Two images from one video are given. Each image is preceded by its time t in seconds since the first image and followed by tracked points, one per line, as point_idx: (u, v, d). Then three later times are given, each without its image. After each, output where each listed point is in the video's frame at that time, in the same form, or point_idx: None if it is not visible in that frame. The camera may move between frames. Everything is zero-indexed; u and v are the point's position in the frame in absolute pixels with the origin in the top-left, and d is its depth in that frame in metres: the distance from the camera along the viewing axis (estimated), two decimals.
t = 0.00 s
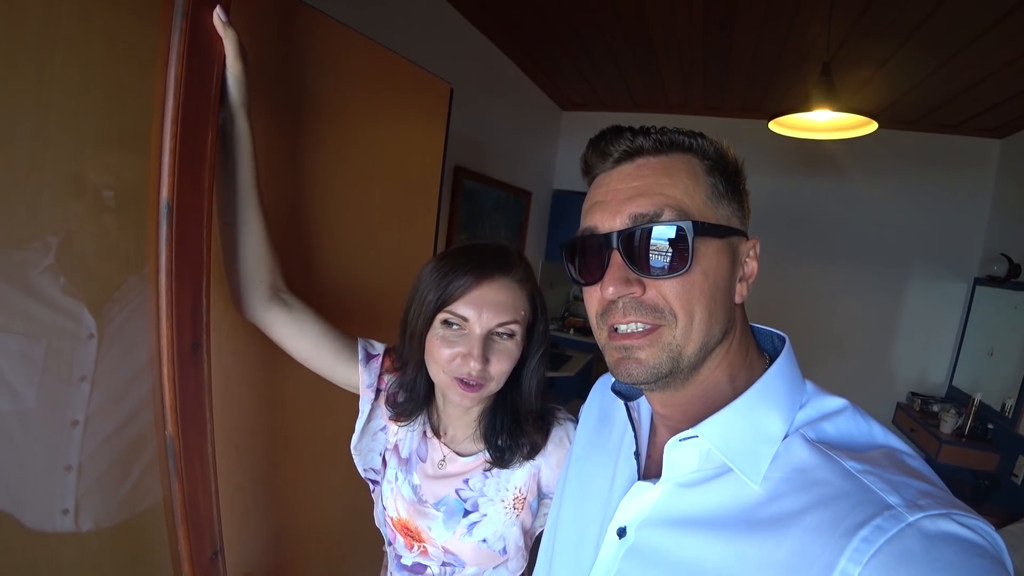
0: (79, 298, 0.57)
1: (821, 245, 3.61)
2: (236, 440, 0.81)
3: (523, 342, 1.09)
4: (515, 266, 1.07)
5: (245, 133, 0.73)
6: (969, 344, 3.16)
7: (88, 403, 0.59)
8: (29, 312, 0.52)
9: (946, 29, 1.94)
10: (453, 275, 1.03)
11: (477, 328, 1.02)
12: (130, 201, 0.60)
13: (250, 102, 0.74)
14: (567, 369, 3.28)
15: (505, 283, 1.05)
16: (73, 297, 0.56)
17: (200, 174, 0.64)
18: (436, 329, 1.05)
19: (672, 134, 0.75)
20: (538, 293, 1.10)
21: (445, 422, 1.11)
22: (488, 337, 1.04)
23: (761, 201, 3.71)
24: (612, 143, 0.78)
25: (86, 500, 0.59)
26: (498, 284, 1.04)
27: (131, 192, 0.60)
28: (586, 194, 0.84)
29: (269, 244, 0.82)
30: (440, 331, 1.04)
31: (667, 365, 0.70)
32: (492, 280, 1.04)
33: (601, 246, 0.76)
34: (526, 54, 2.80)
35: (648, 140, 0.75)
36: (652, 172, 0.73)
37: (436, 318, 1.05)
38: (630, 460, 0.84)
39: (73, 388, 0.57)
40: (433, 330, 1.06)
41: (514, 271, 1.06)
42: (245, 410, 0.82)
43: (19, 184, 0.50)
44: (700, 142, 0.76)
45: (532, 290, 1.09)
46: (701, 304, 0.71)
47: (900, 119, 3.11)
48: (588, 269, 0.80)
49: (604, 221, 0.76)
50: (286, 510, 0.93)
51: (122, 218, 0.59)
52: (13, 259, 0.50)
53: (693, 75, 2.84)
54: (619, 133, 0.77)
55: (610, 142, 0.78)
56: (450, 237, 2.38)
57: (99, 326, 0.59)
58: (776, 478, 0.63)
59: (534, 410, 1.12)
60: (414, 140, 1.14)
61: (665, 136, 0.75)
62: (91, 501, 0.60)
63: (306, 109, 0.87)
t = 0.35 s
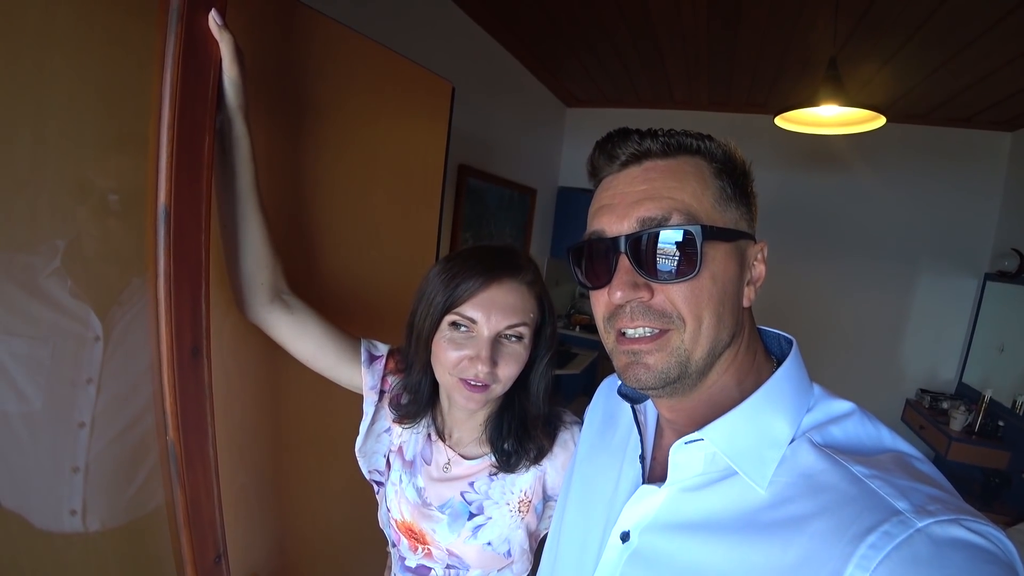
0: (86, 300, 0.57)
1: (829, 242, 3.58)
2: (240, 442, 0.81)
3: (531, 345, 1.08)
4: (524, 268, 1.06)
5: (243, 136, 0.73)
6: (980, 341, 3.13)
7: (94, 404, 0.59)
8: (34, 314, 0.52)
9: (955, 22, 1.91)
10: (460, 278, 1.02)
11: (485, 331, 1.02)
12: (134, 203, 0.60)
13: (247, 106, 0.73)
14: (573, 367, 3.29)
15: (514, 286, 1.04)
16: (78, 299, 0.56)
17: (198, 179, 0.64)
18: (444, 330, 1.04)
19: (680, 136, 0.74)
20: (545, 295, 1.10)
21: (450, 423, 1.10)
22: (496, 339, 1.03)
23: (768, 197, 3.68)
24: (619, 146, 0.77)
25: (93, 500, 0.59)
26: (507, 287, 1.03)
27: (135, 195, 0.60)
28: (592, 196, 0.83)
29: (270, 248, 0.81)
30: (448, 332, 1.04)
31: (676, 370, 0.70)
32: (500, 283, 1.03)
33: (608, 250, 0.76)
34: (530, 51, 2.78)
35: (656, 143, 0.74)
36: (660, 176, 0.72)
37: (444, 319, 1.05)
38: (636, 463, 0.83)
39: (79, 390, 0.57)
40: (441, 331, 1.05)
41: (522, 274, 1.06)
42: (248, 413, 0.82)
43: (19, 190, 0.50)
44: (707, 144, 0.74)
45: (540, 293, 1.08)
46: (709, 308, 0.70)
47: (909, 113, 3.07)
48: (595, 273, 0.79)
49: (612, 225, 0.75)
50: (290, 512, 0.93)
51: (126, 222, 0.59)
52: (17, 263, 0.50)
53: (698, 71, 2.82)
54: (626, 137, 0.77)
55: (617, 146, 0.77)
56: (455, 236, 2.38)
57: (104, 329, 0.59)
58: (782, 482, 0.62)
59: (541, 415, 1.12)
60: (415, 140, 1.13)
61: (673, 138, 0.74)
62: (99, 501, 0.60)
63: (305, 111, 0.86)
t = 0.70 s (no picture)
0: (88, 299, 0.56)
1: (832, 235, 3.56)
2: (240, 443, 0.80)
3: (535, 346, 1.07)
4: (528, 267, 1.04)
5: (239, 133, 0.72)
6: (984, 334, 3.11)
7: (96, 405, 0.58)
8: (34, 313, 0.52)
9: (961, 12, 1.89)
10: (463, 277, 1.01)
11: (487, 333, 1.01)
12: (133, 201, 0.59)
13: (243, 101, 0.72)
14: (575, 362, 3.30)
15: (517, 287, 1.03)
16: (79, 297, 0.55)
17: (193, 175, 0.62)
18: (446, 332, 1.04)
19: (688, 132, 0.73)
20: (550, 294, 1.08)
21: (455, 424, 1.10)
22: (498, 341, 1.02)
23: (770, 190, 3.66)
24: (624, 142, 0.75)
25: (96, 501, 0.58)
26: (510, 288, 1.02)
27: (132, 193, 0.59)
28: (599, 194, 0.81)
29: (269, 245, 0.80)
30: (450, 334, 1.03)
31: (686, 372, 0.69)
32: (503, 283, 1.02)
33: (616, 251, 0.74)
34: (530, 43, 2.75)
35: (663, 139, 0.73)
36: (667, 173, 0.71)
37: (446, 321, 1.04)
38: (641, 463, 0.82)
39: (80, 389, 0.56)
40: (443, 333, 1.04)
41: (526, 274, 1.04)
42: (248, 413, 0.81)
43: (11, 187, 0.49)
44: (716, 140, 0.73)
45: (544, 293, 1.07)
46: (719, 308, 0.68)
47: (914, 104, 3.05)
48: (603, 274, 0.78)
49: (619, 225, 0.74)
50: (293, 512, 0.92)
51: (126, 220, 0.58)
52: (14, 261, 0.49)
53: (700, 63, 2.79)
54: (632, 133, 0.75)
55: (623, 142, 0.76)
56: (456, 231, 2.37)
57: (107, 328, 0.58)
58: (791, 482, 0.61)
59: (547, 416, 1.11)
60: (415, 135, 1.11)
61: (681, 135, 0.73)
62: (102, 501, 0.59)
63: (302, 106, 0.85)
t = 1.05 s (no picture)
0: (88, 294, 0.56)
1: (832, 230, 3.56)
2: (241, 437, 0.80)
3: (530, 340, 1.07)
4: (522, 261, 1.05)
5: (238, 128, 0.72)
6: (982, 330, 3.12)
7: (97, 399, 0.58)
8: (35, 308, 0.52)
9: (960, 8, 1.89)
10: (459, 270, 1.01)
11: (480, 326, 1.01)
12: (132, 197, 0.59)
13: (242, 95, 0.72)
14: (574, 357, 3.31)
15: (511, 280, 1.03)
16: (80, 292, 0.55)
17: (193, 170, 0.63)
18: (440, 326, 1.04)
19: (686, 124, 0.73)
20: (546, 288, 1.09)
21: (454, 416, 1.10)
22: (492, 335, 1.02)
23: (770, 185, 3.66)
24: (621, 134, 0.76)
25: (97, 496, 0.59)
26: (504, 282, 1.02)
27: (131, 188, 0.59)
28: (595, 187, 0.82)
29: (269, 240, 0.81)
30: (444, 328, 1.03)
31: (682, 367, 0.69)
32: (497, 277, 1.02)
33: (613, 246, 0.75)
34: (530, 38, 2.74)
35: (660, 131, 0.73)
36: (665, 167, 0.71)
37: (440, 314, 1.04)
38: (638, 455, 0.83)
39: (82, 384, 0.57)
40: (438, 326, 1.04)
41: (521, 267, 1.04)
42: (250, 406, 0.82)
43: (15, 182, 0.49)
44: (713, 132, 0.73)
45: (539, 287, 1.07)
46: (715, 305, 0.69)
47: (913, 100, 3.04)
48: (599, 269, 0.78)
49: (616, 220, 0.74)
50: (294, 504, 0.93)
51: (125, 217, 0.59)
52: (18, 256, 0.49)
53: (701, 58, 2.78)
54: (629, 125, 0.75)
55: (620, 135, 0.76)
56: (456, 226, 2.37)
57: (107, 323, 0.58)
58: (785, 473, 0.62)
59: (544, 410, 1.11)
60: (414, 129, 1.11)
61: (678, 126, 0.73)
62: (104, 495, 0.59)
63: (301, 100, 0.85)
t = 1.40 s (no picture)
0: (89, 294, 0.57)
1: (829, 228, 3.57)
2: (243, 434, 0.81)
3: (524, 337, 1.08)
4: (514, 258, 1.05)
5: (241, 127, 0.72)
6: (978, 327, 3.14)
7: (99, 399, 0.59)
8: (36, 308, 0.52)
9: (955, 7, 1.90)
10: (452, 269, 1.02)
11: (473, 324, 1.02)
12: (133, 197, 0.60)
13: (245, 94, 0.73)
14: (573, 355, 3.32)
15: (503, 278, 1.03)
16: (80, 292, 0.56)
17: (197, 169, 0.64)
18: (434, 325, 1.05)
19: (683, 121, 0.74)
20: (540, 285, 1.10)
21: (451, 413, 1.10)
22: (485, 333, 1.03)
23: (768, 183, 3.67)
24: (619, 130, 0.76)
25: (101, 495, 0.60)
26: (496, 279, 1.03)
27: (133, 188, 0.60)
28: (592, 182, 0.82)
29: (270, 239, 0.81)
30: (438, 327, 1.04)
31: (681, 361, 0.70)
32: (489, 275, 1.03)
33: (612, 242, 0.76)
34: (528, 37, 2.75)
35: (658, 127, 0.74)
36: (664, 164, 0.72)
37: (434, 314, 1.05)
38: (634, 450, 0.85)
39: (84, 383, 0.57)
40: (432, 325, 1.05)
41: (513, 265, 1.05)
42: (252, 403, 0.83)
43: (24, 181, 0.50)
44: (710, 129, 0.74)
45: (532, 284, 1.08)
46: (713, 297, 0.70)
47: (910, 98, 3.06)
48: (596, 265, 0.79)
49: (616, 216, 0.75)
50: (295, 501, 0.94)
51: (127, 217, 0.59)
52: (16, 256, 0.50)
53: (698, 56, 2.79)
54: (626, 121, 0.76)
55: (617, 131, 0.77)
56: (454, 224, 2.37)
57: (108, 322, 0.59)
58: (780, 467, 0.63)
59: (540, 406, 1.12)
60: (414, 127, 1.12)
61: (676, 123, 0.74)
62: (107, 494, 0.60)
63: (303, 99, 0.86)
